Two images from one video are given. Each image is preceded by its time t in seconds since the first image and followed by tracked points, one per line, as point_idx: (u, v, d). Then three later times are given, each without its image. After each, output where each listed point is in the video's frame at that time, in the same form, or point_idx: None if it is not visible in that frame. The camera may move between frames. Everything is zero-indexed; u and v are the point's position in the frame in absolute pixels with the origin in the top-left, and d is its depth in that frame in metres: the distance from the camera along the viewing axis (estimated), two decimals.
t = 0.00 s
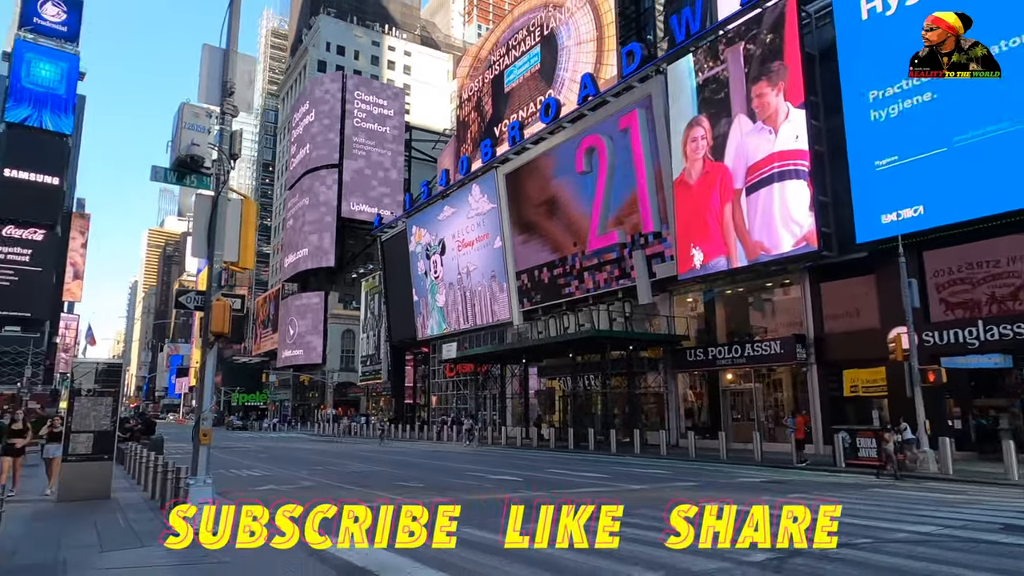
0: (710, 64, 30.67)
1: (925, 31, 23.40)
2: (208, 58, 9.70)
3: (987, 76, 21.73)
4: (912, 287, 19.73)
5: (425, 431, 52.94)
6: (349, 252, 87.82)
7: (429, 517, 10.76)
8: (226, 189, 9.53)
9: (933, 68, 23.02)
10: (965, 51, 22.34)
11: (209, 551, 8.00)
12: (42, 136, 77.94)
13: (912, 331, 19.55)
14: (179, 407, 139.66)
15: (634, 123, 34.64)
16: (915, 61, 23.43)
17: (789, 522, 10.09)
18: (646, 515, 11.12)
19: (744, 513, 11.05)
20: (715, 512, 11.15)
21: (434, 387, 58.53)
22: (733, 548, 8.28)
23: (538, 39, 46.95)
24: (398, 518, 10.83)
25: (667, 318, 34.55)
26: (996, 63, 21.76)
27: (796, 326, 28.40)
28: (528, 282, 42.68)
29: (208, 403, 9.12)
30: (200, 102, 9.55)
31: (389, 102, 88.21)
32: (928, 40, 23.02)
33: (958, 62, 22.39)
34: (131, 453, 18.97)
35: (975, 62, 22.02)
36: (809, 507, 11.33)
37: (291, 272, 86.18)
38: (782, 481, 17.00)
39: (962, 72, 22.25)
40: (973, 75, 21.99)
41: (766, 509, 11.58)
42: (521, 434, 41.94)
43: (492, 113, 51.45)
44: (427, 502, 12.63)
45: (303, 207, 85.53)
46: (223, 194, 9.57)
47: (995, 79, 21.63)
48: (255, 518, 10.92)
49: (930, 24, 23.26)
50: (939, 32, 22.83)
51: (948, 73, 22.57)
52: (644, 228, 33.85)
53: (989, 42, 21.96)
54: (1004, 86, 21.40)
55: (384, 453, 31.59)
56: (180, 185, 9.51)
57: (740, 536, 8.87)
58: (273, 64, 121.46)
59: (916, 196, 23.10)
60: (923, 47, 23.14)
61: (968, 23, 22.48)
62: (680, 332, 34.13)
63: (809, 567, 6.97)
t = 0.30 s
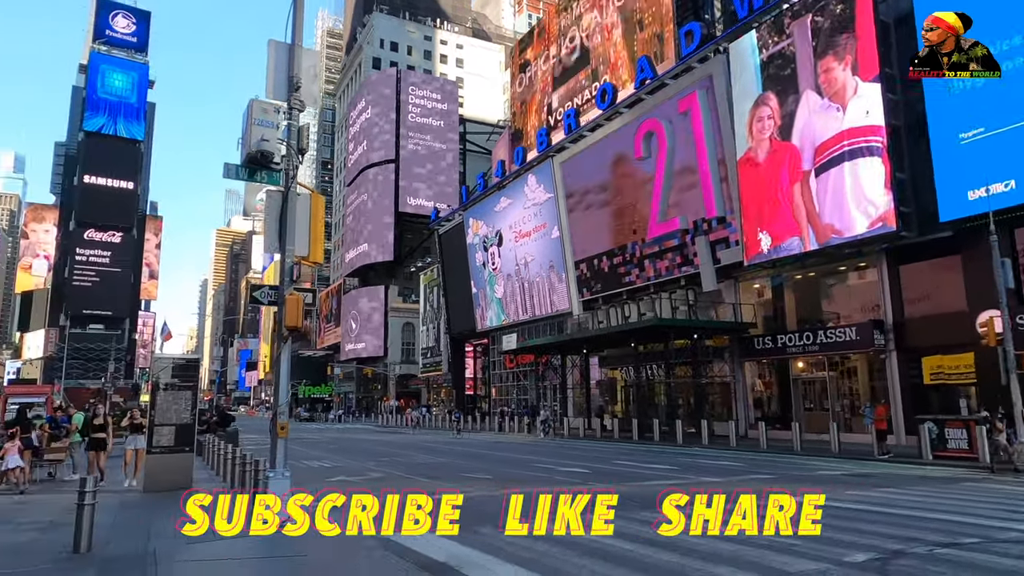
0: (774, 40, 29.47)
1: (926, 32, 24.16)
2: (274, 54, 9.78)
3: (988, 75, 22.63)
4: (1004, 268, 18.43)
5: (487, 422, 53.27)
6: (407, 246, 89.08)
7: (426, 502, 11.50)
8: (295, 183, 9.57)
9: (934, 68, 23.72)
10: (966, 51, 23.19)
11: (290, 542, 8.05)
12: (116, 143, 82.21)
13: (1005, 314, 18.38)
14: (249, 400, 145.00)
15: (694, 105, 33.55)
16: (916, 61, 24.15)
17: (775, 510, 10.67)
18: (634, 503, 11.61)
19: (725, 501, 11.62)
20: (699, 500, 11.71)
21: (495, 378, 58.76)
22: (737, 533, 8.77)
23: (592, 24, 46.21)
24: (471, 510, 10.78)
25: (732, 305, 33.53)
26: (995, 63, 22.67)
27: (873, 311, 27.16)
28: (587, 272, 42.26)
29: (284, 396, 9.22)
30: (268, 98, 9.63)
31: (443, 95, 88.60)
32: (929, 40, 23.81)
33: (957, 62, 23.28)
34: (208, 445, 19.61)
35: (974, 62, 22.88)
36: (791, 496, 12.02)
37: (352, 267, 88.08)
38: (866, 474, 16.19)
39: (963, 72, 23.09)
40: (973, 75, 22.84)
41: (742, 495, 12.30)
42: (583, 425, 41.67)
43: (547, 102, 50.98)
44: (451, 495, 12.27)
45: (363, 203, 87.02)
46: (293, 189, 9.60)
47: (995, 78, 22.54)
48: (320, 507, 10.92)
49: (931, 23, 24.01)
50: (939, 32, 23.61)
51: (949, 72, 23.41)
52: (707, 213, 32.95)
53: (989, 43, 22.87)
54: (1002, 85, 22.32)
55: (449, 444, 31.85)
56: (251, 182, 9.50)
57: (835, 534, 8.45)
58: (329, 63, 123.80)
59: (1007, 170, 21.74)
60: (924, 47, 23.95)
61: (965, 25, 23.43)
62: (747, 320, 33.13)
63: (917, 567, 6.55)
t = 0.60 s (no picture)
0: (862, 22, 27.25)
1: (926, 31, 23.97)
2: (333, 48, 9.83)
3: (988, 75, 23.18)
4: None
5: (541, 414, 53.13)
6: (457, 240, 89.66)
7: (426, 502, 11.04)
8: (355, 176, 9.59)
9: (934, 68, 23.70)
10: (965, 51, 23.39)
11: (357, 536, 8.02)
12: (177, 143, 84.59)
13: None
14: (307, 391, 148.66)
15: (752, 87, 32.38)
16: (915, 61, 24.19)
17: (773, 510, 10.23)
18: (634, 501, 11.17)
19: (725, 501, 11.11)
20: (700, 498, 11.27)
21: (547, 370, 58.50)
22: (742, 536, 8.47)
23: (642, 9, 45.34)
24: (535, 505, 10.68)
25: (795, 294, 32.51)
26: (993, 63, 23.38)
27: (949, 299, 25.95)
28: (641, 261, 41.59)
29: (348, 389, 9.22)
30: (328, 92, 9.69)
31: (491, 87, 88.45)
32: (929, 41, 23.65)
33: (958, 62, 23.24)
34: (273, 436, 20.08)
35: (975, 61, 23.18)
36: (792, 495, 11.45)
37: (405, 261, 89.15)
38: (946, 470, 15.41)
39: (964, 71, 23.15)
40: (976, 74, 23.06)
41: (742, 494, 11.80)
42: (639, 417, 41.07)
43: (597, 91, 50.34)
44: (449, 495, 11.82)
45: (414, 198, 87.79)
46: (353, 182, 9.62)
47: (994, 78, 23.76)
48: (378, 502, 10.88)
49: (931, 23, 23.80)
50: (940, 32, 23.36)
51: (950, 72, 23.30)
52: (766, 199, 31.98)
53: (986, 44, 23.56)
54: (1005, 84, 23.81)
55: (505, 437, 31.83)
56: (313, 176, 9.57)
57: (924, 535, 8.02)
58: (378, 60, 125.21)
59: None
60: (924, 47, 23.82)
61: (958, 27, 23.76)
62: (811, 309, 32.11)
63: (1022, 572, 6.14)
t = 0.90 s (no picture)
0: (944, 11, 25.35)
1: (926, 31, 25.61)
2: (377, 35, 9.62)
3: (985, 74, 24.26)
4: None
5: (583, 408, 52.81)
6: (497, 234, 89.59)
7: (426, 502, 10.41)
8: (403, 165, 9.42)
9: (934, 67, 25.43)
10: (966, 51, 24.68)
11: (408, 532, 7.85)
12: (221, 144, 86.57)
13: None
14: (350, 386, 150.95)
15: (801, 70, 31.24)
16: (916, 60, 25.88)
17: (773, 510, 9.73)
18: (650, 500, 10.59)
19: (726, 501, 10.53)
20: (700, 498, 10.72)
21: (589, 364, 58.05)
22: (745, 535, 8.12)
23: None
24: (586, 501, 10.39)
25: (848, 284, 31.81)
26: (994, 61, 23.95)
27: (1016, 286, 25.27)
28: (685, 253, 40.86)
29: (397, 383, 9.13)
30: (373, 80, 9.51)
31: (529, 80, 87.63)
32: (929, 41, 25.38)
33: (958, 61, 24.84)
34: (320, 430, 20.20)
35: (974, 62, 24.37)
36: (793, 494, 10.81)
37: (445, 256, 89.64)
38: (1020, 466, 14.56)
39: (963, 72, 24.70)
40: (974, 75, 24.34)
41: (741, 493, 11.25)
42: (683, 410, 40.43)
43: (638, 79, 49.41)
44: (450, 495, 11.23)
45: (453, 192, 88.05)
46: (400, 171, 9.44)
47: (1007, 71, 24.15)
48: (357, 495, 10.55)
49: (932, 23, 25.40)
50: (939, 32, 25.05)
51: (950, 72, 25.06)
52: (817, 185, 31.09)
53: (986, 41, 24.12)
54: None
55: (549, 431, 31.58)
56: (359, 167, 9.43)
57: (1007, 535, 7.52)
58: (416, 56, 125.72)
59: None
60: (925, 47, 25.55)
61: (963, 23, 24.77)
62: (866, 299, 31.45)
63: None
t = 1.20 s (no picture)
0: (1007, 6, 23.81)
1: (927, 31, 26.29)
2: (407, 26, 9.39)
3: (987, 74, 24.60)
4: None
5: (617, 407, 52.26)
6: (528, 232, 89.37)
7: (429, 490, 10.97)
8: (435, 159, 9.11)
9: (935, 68, 26.06)
10: (966, 51, 25.10)
11: (446, 535, 7.58)
12: (257, 147, 87.87)
13: None
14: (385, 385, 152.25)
15: (843, 59, 30.20)
16: (915, 61, 26.58)
17: (763, 501, 10.29)
18: (700, 503, 10.22)
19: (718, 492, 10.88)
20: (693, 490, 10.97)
21: (623, 363, 57.26)
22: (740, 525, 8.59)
23: None
24: (627, 504, 10.09)
25: (894, 279, 30.97)
26: (993, 61, 24.51)
27: None
28: (721, 249, 40.02)
29: (431, 382, 8.85)
30: (404, 73, 9.25)
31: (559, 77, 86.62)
32: (929, 41, 26.00)
33: (958, 62, 25.36)
34: (354, 429, 20.18)
35: (973, 62, 24.88)
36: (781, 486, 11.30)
37: (476, 255, 89.72)
38: None
39: (963, 71, 25.12)
40: (974, 74, 24.86)
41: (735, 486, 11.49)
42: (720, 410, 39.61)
43: (672, 72, 48.44)
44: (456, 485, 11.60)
45: (484, 191, 88.00)
46: (432, 166, 9.16)
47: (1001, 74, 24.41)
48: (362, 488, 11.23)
49: (932, 23, 26.08)
50: (939, 32, 25.72)
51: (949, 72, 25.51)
52: (860, 176, 30.09)
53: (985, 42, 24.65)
54: None
55: (585, 430, 31.16)
56: (391, 161, 9.16)
57: None
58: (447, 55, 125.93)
59: None
60: (924, 47, 26.22)
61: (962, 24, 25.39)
62: (912, 294, 30.53)
63: None
